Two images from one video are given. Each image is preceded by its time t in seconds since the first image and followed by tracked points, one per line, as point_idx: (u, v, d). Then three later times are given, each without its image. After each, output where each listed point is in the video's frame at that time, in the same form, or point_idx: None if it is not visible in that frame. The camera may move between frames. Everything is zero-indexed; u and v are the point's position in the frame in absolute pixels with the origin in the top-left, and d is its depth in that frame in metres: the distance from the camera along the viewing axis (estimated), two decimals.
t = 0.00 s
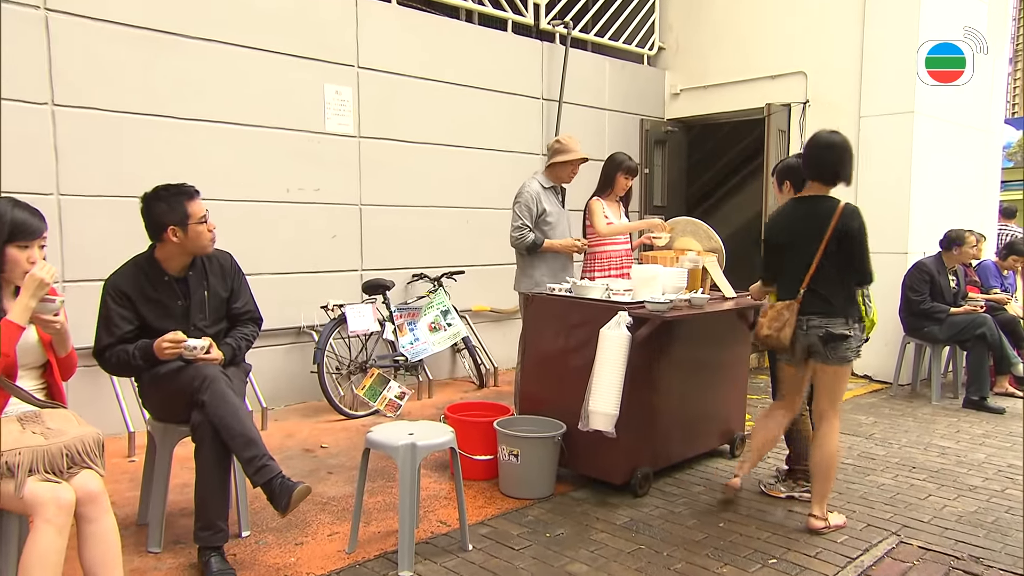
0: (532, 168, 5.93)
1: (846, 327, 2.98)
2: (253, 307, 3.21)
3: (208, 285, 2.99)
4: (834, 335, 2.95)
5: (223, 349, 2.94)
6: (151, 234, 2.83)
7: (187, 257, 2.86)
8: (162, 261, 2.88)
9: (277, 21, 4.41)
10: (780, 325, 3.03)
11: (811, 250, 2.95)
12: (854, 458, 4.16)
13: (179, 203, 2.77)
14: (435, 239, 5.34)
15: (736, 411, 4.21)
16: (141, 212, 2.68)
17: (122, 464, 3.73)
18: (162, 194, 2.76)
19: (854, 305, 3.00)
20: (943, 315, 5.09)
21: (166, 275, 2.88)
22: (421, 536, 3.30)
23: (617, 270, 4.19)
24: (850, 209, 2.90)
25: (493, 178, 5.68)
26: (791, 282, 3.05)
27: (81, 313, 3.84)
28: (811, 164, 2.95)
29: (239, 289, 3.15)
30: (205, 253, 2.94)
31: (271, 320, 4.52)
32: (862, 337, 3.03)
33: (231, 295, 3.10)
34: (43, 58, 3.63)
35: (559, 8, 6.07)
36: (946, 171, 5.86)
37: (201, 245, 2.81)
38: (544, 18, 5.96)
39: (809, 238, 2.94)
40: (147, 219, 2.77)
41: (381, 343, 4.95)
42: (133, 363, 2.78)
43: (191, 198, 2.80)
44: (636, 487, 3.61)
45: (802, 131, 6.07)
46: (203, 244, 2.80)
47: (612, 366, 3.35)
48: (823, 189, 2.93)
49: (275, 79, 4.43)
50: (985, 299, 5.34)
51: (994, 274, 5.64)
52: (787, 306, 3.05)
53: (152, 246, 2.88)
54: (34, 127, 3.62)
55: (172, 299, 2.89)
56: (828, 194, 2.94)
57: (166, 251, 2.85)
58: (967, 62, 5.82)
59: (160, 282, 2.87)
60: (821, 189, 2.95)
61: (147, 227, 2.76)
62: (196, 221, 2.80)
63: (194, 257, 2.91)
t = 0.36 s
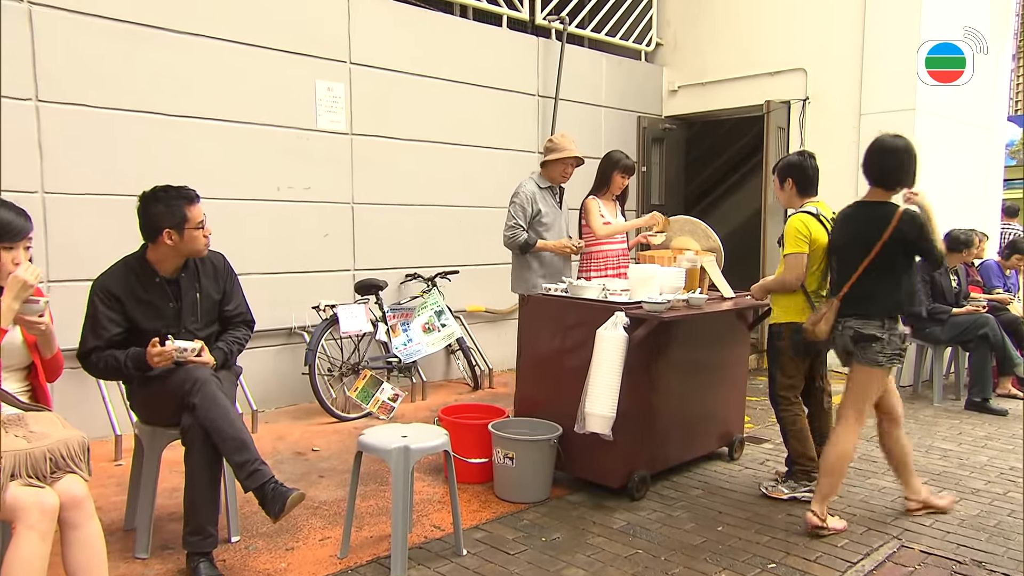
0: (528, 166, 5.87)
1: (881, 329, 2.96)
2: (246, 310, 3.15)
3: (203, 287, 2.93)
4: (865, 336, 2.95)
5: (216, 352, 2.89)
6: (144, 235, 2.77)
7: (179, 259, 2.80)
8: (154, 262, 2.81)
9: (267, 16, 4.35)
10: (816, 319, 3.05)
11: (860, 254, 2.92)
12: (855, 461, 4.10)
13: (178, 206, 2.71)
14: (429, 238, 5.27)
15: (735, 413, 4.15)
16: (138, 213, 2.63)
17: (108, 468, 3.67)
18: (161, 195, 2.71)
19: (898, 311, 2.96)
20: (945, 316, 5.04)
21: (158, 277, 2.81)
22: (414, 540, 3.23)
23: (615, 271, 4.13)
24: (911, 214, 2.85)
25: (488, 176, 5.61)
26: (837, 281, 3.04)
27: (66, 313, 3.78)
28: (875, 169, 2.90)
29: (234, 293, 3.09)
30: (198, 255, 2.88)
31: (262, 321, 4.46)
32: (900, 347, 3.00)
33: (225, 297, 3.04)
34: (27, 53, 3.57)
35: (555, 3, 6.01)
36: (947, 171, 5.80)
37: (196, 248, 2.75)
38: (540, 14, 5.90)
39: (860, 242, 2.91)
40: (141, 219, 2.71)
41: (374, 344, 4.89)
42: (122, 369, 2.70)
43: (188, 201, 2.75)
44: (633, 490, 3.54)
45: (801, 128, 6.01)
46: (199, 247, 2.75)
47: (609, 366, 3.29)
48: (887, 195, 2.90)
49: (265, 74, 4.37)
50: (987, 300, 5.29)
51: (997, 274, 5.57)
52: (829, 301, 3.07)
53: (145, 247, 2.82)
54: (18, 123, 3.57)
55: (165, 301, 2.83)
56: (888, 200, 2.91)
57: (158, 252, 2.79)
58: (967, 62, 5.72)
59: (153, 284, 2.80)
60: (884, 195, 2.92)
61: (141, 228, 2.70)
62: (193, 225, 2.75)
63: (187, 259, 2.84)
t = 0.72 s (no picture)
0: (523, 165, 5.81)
1: (976, 323, 3.00)
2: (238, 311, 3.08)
3: (196, 287, 2.86)
4: (961, 331, 2.99)
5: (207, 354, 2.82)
6: (137, 232, 2.70)
7: (172, 258, 2.73)
8: (146, 260, 2.73)
9: (256, 10, 4.29)
10: (911, 316, 3.05)
11: (941, 253, 2.98)
12: (855, 463, 4.05)
13: (174, 204, 2.65)
14: (423, 238, 5.21)
15: (734, 414, 4.09)
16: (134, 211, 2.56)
17: (93, 472, 3.60)
18: (158, 193, 2.64)
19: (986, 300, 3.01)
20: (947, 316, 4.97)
21: (150, 276, 2.74)
22: (406, 545, 3.17)
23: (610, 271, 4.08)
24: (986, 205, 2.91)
25: (483, 175, 5.55)
26: (923, 280, 3.06)
27: (50, 314, 3.72)
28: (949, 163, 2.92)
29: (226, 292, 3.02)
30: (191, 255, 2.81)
31: (252, 321, 4.39)
32: (994, 332, 3.04)
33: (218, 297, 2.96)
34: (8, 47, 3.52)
35: None
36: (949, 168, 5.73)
37: (191, 248, 2.69)
38: (534, 9, 5.83)
39: (937, 238, 2.97)
40: (136, 217, 2.63)
41: (366, 345, 4.82)
42: (111, 370, 2.63)
43: (185, 199, 2.69)
44: (630, 493, 3.49)
45: (799, 126, 5.96)
46: (194, 245, 2.69)
47: (605, 367, 3.23)
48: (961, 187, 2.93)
49: (254, 70, 4.31)
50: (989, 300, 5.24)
51: (1000, 274, 5.51)
52: (923, 298, 3.03)
53: (138, 245, 2.74)
54: None
55: (156, 300, 2.75)
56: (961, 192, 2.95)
57: (151, 250, 2.72)
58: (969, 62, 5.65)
59: (144, 283, 2.73)
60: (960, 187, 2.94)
61: (135, 225, 2.63)
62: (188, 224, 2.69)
63: (180, 258, 2.77)
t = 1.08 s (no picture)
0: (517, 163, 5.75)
1: None
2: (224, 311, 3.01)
3: (181, 288, 2.79)
4: None
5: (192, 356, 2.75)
6: (120, 231, 2.64)
7: (156, 258, 2.66)
8: (129, 260, 2.66)
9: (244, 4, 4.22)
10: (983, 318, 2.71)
11: (1013, 261, 2.77)
12: (853, 466, 4.00)
13: (157, 201, 2.58)
14: (416, 236, 5.15)
15: (731, 416, 4.04)
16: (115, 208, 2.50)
17: (76, 477, 3.53)
18: (140, 190, 2.58)
19: None
20: (946, 317, 4.93)
21: (133, 275, 2.67)
22: (397, 550, 3.10)
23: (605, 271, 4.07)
24: None
25: (477, 173, 5.49)
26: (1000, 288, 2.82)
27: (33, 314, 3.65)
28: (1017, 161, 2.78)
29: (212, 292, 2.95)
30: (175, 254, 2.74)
31: (241, 322, 4.32)
32: None
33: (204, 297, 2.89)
34: None
35: None
36: (947, 167, 5.69)
37: (174, 248, 2.62)
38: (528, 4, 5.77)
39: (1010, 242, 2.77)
40: (118, 215, 2.57)
41: (356, 346, 4.76)
42: (92, 371, 2.56)
43: (169, 197, 2.62)
44: (626, 496, 3.43)
45: (797, 123, 5.90)
46: (178, 245, 2.62)
47: (601, 369, 3.17)
48: None
49: (242, 64, 4.24)
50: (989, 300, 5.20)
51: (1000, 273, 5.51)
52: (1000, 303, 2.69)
53: (120, 244, 2.67)
54: None
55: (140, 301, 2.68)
56: None
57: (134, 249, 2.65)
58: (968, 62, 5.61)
59: (128, 283, 2.65)
60: None
61: (117, 223, 2.57)
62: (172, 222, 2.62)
63: (164, 257, 2.71)
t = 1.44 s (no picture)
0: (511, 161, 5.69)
1: None
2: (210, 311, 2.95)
3: (164, 287, 2.72)
4: None
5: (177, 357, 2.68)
6: (100, 229, 2.57)
7: (139, 257, 2.59)
8: (110, 259, 2.59)
9: None
10: None
11: None
12: (851, 468, 3.94)
13: (138, 199, 2.52)
14: (408, 236, 5.09)
15: (727, 417, 3.98)
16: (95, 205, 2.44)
17: (59, 482, 3.46)
18: (121, 188, 2.51)
19: None
20: (946, 317, 4.89)
21: (115, 275, 2.59)
22: (387, 556, 3.04)
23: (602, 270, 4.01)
24: None
25: (470, 172, 5.43)
26: None
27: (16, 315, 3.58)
28: None
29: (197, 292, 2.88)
30: (159, 253, 2.67)
31: (228, 322, 4.25)
32: None
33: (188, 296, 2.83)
34: None
35: None
36: (946, 166, 5.64)
37: (157, 246, 2.57)
38: None
39: None
40: (98, 213, 2.50)
41: (346, 347, 4.69)
42: (75, 374, 2.49)
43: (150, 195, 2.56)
44: (621, 500, 3.37)
45: (794, 121, 5.85)
46: (160, 243, 2.57)
47: (595, 371, 3.11)
48: None
49: (230, 58, 4.16)
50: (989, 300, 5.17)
51: (999, 273, 5.50)
52: None
53: (101, 242, 2.60)
54: None
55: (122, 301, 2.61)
56: None
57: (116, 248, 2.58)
58: (967, 62, 5.57)
59: (109, 283, 2.58)
60: None
61: (97, 222, 2.50)
62: (154, 220, 2.56)
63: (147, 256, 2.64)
